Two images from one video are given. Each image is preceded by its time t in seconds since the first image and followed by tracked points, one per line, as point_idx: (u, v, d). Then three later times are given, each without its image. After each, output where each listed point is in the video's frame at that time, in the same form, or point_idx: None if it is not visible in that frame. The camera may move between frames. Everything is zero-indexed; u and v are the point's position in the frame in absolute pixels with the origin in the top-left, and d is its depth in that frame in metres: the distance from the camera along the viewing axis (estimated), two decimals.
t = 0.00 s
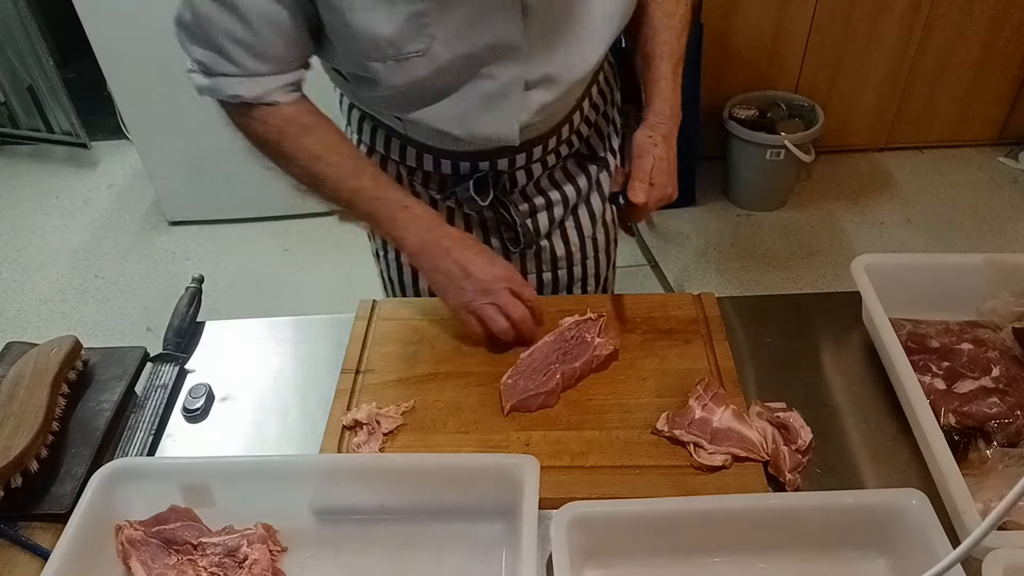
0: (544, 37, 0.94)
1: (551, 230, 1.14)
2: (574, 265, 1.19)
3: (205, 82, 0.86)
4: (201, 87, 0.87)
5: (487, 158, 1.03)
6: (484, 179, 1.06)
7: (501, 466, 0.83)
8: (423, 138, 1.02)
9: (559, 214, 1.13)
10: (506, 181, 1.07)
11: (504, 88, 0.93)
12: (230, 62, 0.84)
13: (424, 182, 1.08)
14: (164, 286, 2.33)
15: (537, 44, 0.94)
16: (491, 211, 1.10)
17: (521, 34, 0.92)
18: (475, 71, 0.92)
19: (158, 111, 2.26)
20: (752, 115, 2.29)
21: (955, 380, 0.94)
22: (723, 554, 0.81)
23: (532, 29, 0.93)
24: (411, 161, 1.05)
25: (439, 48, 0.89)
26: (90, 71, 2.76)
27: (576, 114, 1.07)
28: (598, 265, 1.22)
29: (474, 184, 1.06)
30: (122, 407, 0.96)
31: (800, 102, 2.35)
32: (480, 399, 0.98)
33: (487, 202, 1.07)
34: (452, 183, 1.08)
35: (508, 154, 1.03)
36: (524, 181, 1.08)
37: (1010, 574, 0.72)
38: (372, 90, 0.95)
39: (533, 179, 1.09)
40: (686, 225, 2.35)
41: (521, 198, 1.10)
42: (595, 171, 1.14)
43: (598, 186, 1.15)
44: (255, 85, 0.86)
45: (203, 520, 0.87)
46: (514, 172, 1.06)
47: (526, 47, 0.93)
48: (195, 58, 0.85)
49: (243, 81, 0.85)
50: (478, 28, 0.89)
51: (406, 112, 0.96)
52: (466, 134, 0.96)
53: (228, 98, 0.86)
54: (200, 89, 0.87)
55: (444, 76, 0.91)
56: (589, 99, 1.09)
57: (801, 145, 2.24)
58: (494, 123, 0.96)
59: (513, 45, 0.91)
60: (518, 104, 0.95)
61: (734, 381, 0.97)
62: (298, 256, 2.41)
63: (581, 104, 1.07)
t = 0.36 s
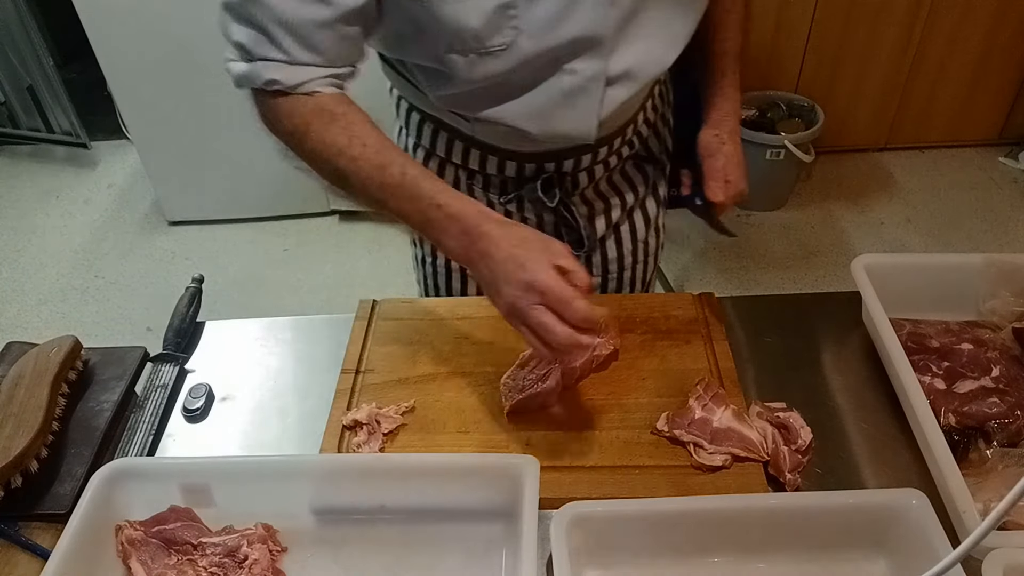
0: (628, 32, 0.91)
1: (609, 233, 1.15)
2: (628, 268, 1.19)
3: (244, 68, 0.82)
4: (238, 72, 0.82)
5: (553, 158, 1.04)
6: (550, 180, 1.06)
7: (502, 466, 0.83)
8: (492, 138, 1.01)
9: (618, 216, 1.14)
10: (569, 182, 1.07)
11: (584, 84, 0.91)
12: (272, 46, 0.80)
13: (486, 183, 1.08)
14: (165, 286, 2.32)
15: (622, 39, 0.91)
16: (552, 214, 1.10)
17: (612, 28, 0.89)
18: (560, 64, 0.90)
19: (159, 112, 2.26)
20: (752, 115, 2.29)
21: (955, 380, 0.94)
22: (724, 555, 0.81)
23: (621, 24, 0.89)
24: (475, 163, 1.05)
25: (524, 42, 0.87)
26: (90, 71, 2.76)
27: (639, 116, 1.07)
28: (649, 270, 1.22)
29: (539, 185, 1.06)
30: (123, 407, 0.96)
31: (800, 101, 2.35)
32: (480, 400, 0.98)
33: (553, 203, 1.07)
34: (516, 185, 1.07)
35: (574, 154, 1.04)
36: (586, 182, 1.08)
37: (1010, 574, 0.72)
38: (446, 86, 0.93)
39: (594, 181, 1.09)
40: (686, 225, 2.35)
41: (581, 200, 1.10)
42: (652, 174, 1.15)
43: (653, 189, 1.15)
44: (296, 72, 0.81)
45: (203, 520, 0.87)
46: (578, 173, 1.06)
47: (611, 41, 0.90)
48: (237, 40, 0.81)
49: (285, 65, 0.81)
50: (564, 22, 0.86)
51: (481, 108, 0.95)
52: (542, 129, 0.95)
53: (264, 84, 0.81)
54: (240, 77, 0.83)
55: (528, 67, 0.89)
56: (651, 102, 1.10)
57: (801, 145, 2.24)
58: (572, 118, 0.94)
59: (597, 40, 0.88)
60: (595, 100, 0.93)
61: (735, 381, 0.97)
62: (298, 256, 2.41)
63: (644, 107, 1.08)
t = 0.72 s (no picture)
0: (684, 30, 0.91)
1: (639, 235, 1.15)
2: (652, 272, 1.20)
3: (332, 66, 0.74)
4: (321, 75, 0.74)
5: (593, 157, 1.03)
6: (587, 178, 1.05)
7: (502, 465, 0.83)
8: (533, 132, 1.01)
9: (649, 219, 1.15)
10: (605, 182, 1.07)
11: (638, 82, 0.90)
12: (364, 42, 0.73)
13: (520, 178, 1.08)
14: (165, 286, 2.32)
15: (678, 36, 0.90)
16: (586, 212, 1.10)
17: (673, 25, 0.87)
18: (615, 59, 0.89)
19: (160, 112, 2.26)
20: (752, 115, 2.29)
21: (955, 380, 0.94)
22: (723, 555, 0.81)
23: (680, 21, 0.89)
24: (512, 157, 1.05)
25: (584, 36, 0.86)
26: (90, 71, 2.77)
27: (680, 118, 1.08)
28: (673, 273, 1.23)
29: (575, 183, 1.06)
30: (123, 407, 0.96)
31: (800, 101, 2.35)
32: (480, 400, 0.98)
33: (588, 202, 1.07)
34: (551, 181, 1.07)
35: (613, 155, 1.03)
36: (621, 183, 1.08)
37: (1010, 574, 0.72)
38: (495, 69, 0.91)
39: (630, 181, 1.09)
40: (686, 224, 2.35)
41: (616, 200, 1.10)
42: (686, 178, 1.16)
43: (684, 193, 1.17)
44: (392, 70, 0.73)
45: (203, 520, 0.87)
46: (614, 174, 1.06)
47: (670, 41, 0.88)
48: (328, 33, 0.74)
49: (383, 62, 0.73)
50: (629, 19, 0.85)
51: (528, 97, 0.94)
52: (588, 124, 0.94)
53: (356, 84, 0.73)
54: (325, 78, 0.74)
55: (585, 60, 0.88)
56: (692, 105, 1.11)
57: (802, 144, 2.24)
58: (621, 114, 0.93)
59: (658, 39, 0.87)
60: (647, 99, 0.92)
61: (735, 381, 0.97)
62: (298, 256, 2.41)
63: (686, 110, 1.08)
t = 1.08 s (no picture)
0: (681, 29, 0.90)
1: (634, 236, 1.15)
2: (646, 273, 1.20)
3: (290, 27, 0.82)
4: (278, 31, 0.83)
5: (587, 158, 1.03)
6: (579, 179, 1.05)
7: (502, 465, 0.83)
8: (525, 130, 1.01)
9: (643, 220, 1.14)
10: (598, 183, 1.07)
11: (630, 81, 0.90)
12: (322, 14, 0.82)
13: (514, 176, 1.08)
14: (165, 286, 2.32)
15: (674, 36, 0.89)
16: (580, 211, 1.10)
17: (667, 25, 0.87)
18: (607, 57, 0.88)
19: (160, 112, 2.26)
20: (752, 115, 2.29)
21: (955, 380, 0.94)
22: (723, 555, 0.81)
23: (676, 21, 0.88)
24: (506, 155, 1.05)
25: (576, 30, 0.86)
26: (91, 72, 2.77)
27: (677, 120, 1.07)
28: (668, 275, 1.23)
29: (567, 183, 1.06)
30: (123, 407, 0.96)
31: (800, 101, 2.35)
32: (480, 400, 0.98)
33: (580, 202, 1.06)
34: (545, 180, 1.07)
35: (606, 156, 1.03)
36: (616, 184, 1.08)
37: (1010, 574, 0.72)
38: (489, 60, 0.92)
39: (625, 183, 1.09)
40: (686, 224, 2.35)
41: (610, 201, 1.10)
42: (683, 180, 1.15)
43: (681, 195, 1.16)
44: (340, 42, 0.82)
45: (203, 520, 0.87)
46: (607, 175, 1.06)
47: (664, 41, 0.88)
48: None
49: (334, 32, 0.81)
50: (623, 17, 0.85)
51: (520, 91, 0.94)
52: (578, 121, 0.93)
53: (306, 49, 0.82)
54: (282, 33, 0.83)
55: (575, 57, 0.88)
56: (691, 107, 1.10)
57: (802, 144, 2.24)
58: (611, 113, 0.93)
59: (651, 38, 0.87)
60: (638, 99, 0.91)
61: (735, 381, 0.97)
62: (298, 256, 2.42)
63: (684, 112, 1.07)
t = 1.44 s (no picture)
0: (611, 29, 0.92)
1: (600, 228, 1.17)
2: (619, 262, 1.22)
3: (253, 26, 0.92)
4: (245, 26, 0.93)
5: (542, 153, 1.05)
6: (537, 173, 1.07)
7: (502, 465, 0.83)
8: (479, 128, 1.03)
9: (608, 212, 1.15)
10: (558, 176, 1.09)
11: (564, 79, 0.93)
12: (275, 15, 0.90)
13: (475, 173, 1.10)
14: (164, 286, 2.33)
15: (604, 36, 0.92)
16: (541, 205, 1.12)
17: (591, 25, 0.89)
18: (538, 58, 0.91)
19: (159, 112, 2.26)
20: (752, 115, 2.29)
21: (955, 380, 0.94)
22: (722, 554, 0.81)
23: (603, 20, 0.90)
24: (465, 153, 1.07)
25: (501, 29, 0.89)
26: (91, 71, 2.77)
27: (632, 113, 1.08)
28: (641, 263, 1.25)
29: (526, 178, 1.07)
30: (123, 406, 0.96)
31: (800, 101, 2.35)
32: (480, 399, 0.98)
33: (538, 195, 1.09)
34: (505, 176, 1.08)
35: (563, 149, 1.05)
36: (576, 177, 1.09)
37: (1010, 574, 0.72)
38: (428, 68, 0.95)
39: (585, 176, 1.11)
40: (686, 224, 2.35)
41: (572, 194, 1.12)
42: (645, 170, 1.15)
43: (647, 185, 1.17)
44: (292, 40, 0.90)
45: (203, 520, 0.87)
46: (567, 168, 1.08)
47: (592, 39, 0.91)
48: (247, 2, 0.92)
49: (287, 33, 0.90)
50: (545, 14, 0.88)
51: (464, 96, 0.97)
52: (524, 122, 0.97)
53: (264, 47, 0.91)
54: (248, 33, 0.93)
55: (507, 60, 0.91)
56: (647, 96, 1.10)
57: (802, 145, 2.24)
58: (552, 111, 0.96)
59: (578, 38, 0.90)
60: (576, 96, 0.94)
61: (735, 381, 0.97)
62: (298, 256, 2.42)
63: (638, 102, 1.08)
